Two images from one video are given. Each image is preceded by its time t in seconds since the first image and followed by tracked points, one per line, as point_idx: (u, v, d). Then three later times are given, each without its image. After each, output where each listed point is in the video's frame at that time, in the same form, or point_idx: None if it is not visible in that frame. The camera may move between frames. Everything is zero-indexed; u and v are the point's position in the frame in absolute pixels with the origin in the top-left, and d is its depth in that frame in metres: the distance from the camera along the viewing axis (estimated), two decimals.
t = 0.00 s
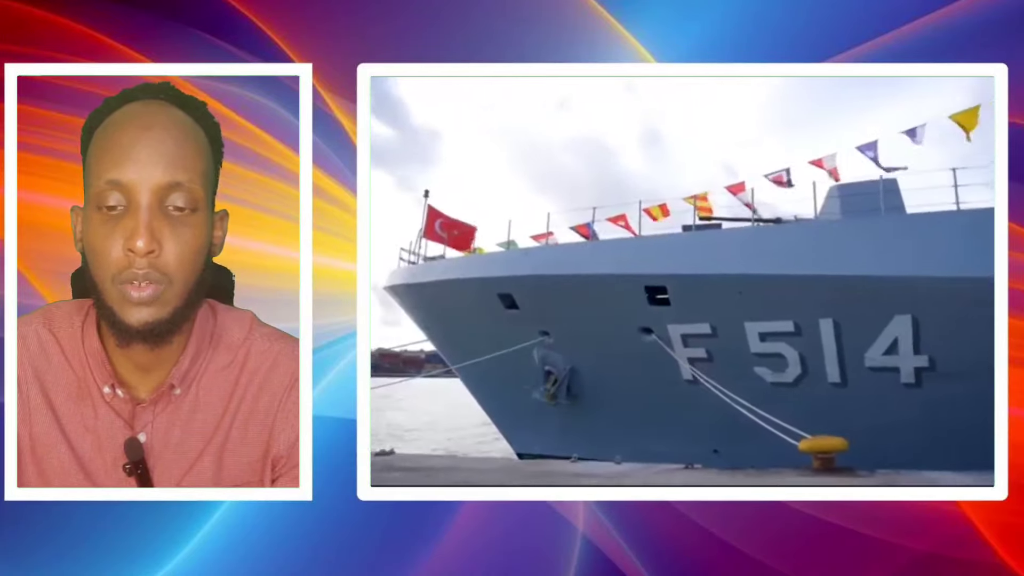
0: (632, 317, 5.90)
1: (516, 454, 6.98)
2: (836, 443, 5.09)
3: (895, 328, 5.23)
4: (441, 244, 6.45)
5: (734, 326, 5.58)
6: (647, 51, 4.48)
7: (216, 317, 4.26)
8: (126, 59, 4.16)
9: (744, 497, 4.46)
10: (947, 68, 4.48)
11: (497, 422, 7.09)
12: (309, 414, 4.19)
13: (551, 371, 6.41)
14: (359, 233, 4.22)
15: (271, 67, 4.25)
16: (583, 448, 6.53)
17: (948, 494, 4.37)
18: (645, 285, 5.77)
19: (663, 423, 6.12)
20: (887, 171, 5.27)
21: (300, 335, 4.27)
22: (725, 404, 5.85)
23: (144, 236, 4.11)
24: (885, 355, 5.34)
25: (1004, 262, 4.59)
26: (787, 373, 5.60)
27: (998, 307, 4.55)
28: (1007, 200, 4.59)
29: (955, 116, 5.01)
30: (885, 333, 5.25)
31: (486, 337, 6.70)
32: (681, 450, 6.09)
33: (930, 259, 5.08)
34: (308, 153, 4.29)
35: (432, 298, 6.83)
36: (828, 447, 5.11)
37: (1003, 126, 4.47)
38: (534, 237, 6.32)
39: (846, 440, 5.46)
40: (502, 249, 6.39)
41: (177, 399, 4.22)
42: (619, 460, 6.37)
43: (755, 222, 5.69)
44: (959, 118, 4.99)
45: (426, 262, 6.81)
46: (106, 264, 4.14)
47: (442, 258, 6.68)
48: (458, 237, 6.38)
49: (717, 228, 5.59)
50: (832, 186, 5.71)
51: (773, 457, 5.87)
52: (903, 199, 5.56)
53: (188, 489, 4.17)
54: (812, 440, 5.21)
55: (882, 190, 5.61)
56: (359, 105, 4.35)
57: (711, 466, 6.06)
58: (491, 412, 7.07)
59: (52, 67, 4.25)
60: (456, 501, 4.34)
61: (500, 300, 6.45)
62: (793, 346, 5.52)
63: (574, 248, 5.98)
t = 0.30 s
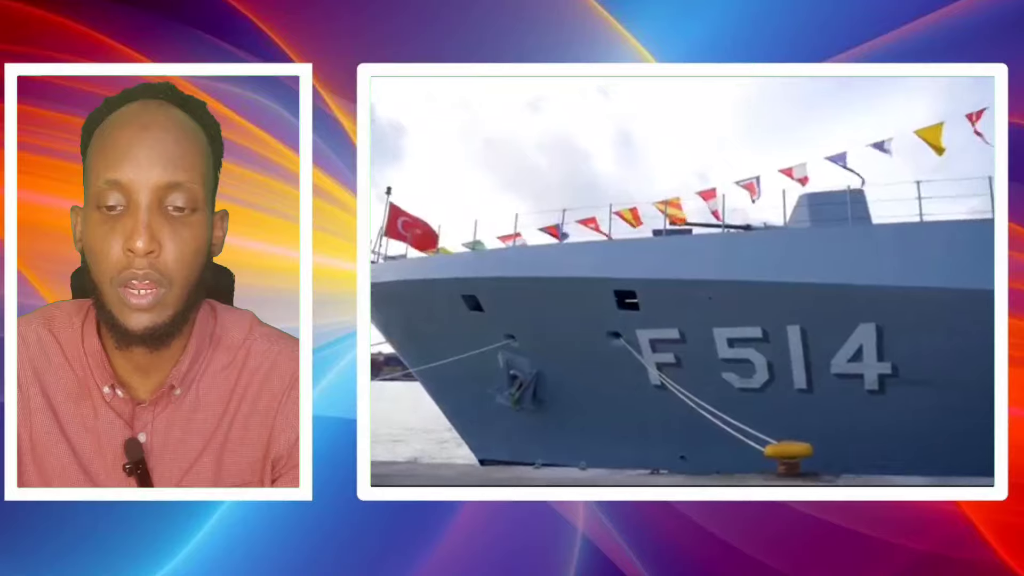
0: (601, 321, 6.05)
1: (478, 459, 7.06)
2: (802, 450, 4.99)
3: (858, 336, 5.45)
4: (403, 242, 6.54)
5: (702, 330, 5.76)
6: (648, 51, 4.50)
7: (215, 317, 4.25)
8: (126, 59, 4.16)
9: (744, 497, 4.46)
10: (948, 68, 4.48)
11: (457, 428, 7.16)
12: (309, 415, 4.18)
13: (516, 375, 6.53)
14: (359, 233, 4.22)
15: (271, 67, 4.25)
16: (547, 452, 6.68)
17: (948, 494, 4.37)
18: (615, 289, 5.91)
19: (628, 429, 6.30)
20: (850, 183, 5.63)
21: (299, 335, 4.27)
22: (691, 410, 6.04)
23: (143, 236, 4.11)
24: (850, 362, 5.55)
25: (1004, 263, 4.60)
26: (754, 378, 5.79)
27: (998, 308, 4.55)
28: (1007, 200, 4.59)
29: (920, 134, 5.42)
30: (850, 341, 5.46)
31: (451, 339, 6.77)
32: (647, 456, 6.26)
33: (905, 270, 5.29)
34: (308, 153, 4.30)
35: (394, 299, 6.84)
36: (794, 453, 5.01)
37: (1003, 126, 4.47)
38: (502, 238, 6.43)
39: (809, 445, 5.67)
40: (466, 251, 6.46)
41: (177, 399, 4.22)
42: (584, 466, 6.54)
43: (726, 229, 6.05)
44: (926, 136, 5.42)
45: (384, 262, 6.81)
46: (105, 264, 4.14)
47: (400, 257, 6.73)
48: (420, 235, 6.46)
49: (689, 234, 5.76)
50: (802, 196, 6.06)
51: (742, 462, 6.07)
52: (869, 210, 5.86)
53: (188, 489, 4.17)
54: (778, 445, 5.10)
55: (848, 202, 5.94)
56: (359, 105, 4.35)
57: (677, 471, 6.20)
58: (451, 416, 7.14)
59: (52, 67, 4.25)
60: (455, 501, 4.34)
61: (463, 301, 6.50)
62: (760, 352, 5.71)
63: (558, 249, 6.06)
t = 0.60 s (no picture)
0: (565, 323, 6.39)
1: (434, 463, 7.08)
2: (761, 451, 5.05)
3: (819, 342, 5.92)
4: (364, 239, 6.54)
5: (668, 334, 6.15)
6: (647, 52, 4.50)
7: (216, 317, 4.24)
8: (126, 59, 4.16)
9: (744, 498, 4.46)
10: (948, 68, 4.48)
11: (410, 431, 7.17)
12: (309, 415, 4.17)
13: (474, 376, 6.76)
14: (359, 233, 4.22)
15: (271, 66, 4.25)
16: (505, 456, 6.85)
17: (949, 494, 4.36)
18: (578, 289, 6.26)
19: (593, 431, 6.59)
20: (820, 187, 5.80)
21: (300, 336, 4.27)
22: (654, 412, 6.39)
23: (143, 236, 4.12)
24: (811, 366, 6.00)
25: (1005, 263, 4.60)
26: (718, 381, 6.20)
27: (998, 308, 4.55)
28: (1007, 200, 4.59)
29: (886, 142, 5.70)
30: (813, 345, 5.91)
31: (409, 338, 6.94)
32: (609, 458, 6.52)
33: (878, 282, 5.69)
34: (308, 153, 4.30)
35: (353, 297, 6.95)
36: (753, 454, 5.08)
37: (1003, 126, 4.46)
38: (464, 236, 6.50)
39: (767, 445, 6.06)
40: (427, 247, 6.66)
41: (177, 399, 4.22)
42: (544, 469, 6.71)
43: (692, 231, 6.18)
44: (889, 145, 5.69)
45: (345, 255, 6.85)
46: (105, 263, 4.14)
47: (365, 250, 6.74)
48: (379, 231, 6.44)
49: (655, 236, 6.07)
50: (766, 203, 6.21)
51: (704, 465, 6.42)
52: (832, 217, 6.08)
53: (188, 489, 4.16)
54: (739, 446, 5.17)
55: (812, 208, 6.14)
56: (359, 105, 4.35)
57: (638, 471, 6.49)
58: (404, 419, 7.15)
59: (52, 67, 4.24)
60: (456, 501, 4.34)
61: (422, 300, 6.74)
62: (724, 355, 6.15)
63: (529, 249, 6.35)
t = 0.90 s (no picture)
0: (526, 317, 6.30)
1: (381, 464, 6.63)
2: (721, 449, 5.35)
3: (780, 339, 6.07)
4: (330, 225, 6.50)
5: (630, 329, 6.19)
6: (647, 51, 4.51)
7: (217, 318, 4.25)
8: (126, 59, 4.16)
9: (743, 497, 4.46)
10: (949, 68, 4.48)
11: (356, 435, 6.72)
12: (309, 415, 4.17)
13: (428, 372, 6.56)
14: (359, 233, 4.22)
15: (272, 67, 4.25)
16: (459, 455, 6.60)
17: (949, 494, 4.36)
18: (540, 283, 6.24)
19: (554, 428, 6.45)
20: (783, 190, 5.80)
21: (300, 336, 4.27)
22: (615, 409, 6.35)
23: (145, 235, 4.13)
24: (771, 362, 6.14)
25: (1004, 263, 4.60)
26: (679, 377, 6.23)
27: (998, 307, 4.55)
28: (1007, 200, 4.59)
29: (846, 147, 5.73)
30: (773, 342, 6.08)
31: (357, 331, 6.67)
32: (569, 455, 6.41)
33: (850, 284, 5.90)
34: (308, 153, 4.30)
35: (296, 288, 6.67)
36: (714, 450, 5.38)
37: (1004, 126, 4.47)
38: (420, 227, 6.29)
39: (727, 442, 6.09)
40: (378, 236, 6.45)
41: (178, 399, 4.22)
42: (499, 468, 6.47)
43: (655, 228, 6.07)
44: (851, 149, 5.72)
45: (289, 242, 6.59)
46: (107, 263, 4.15)
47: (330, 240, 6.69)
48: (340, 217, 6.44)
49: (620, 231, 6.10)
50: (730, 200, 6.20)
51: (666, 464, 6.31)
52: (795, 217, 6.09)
53: (189, 490, 4.16)
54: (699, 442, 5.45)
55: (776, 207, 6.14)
56: (359, 105, 4.35)
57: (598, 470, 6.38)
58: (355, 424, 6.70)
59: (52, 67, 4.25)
60: (455, 501, 4.34)
61: (371, 291, 6.48)
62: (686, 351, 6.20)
63: (490, 241, 6.25)
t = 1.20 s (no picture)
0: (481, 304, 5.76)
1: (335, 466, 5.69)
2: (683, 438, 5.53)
3: (748, 330, 5.63)
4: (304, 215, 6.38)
5: (593, 317, 5.67)
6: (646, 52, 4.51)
7: (217, 318, 4.24)
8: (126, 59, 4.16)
9: (743, 497, 4.46)
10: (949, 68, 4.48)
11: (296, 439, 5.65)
12: (309, 415, 4.18)
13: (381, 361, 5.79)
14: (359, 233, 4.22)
15: (272, 67, 4.25)
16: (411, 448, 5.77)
17: (949, 494, 4.36)
18: (501, 271, 5.73)
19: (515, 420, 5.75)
20: (749, 180, 5.53)
21: (300, 336, 4.26)
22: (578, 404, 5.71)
23: (146, 235, 4.14)
24: (736, 355, 5.65)
25: (1004, 263, 4.60)
26: (643, 368, 5.69)
27: (998, 307, 4.55)
28: (1007, 200, 4.59)
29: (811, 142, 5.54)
30: (737, 333, 5.63)
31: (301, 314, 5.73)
32: (528, 448, 5.72)
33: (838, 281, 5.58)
34: (308, 153, 4.31)
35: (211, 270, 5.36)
36: (677, 440, 5.52)
37: (1004, 126, 4.47)
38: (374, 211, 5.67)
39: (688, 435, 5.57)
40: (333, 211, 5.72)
41: (179, 400, 4.23)
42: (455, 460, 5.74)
43: (621, 217, 5.67)
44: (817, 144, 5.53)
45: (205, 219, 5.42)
46: (108, 263, 4.15)
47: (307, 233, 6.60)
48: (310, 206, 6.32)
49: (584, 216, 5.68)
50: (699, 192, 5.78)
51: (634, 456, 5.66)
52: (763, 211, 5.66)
53: (189, 489, 4.17)
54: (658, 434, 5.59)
55: (744, 202, 5.71)
56: (359, 105, 4.36)
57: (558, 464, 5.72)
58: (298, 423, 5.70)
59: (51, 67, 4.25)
60: (455, 501, 4.34)
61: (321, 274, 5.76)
62: (651, 341, 5.68)
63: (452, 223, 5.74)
